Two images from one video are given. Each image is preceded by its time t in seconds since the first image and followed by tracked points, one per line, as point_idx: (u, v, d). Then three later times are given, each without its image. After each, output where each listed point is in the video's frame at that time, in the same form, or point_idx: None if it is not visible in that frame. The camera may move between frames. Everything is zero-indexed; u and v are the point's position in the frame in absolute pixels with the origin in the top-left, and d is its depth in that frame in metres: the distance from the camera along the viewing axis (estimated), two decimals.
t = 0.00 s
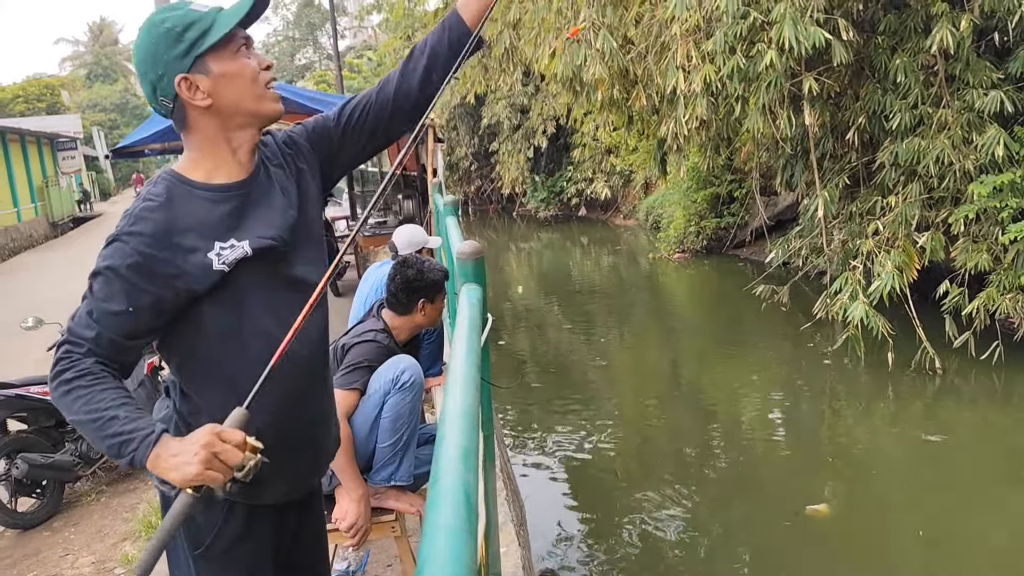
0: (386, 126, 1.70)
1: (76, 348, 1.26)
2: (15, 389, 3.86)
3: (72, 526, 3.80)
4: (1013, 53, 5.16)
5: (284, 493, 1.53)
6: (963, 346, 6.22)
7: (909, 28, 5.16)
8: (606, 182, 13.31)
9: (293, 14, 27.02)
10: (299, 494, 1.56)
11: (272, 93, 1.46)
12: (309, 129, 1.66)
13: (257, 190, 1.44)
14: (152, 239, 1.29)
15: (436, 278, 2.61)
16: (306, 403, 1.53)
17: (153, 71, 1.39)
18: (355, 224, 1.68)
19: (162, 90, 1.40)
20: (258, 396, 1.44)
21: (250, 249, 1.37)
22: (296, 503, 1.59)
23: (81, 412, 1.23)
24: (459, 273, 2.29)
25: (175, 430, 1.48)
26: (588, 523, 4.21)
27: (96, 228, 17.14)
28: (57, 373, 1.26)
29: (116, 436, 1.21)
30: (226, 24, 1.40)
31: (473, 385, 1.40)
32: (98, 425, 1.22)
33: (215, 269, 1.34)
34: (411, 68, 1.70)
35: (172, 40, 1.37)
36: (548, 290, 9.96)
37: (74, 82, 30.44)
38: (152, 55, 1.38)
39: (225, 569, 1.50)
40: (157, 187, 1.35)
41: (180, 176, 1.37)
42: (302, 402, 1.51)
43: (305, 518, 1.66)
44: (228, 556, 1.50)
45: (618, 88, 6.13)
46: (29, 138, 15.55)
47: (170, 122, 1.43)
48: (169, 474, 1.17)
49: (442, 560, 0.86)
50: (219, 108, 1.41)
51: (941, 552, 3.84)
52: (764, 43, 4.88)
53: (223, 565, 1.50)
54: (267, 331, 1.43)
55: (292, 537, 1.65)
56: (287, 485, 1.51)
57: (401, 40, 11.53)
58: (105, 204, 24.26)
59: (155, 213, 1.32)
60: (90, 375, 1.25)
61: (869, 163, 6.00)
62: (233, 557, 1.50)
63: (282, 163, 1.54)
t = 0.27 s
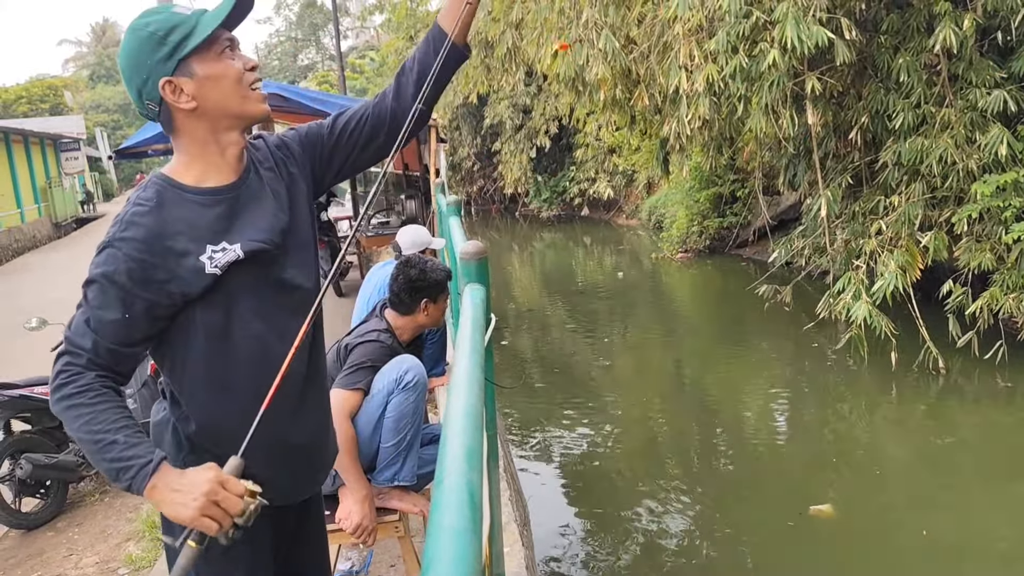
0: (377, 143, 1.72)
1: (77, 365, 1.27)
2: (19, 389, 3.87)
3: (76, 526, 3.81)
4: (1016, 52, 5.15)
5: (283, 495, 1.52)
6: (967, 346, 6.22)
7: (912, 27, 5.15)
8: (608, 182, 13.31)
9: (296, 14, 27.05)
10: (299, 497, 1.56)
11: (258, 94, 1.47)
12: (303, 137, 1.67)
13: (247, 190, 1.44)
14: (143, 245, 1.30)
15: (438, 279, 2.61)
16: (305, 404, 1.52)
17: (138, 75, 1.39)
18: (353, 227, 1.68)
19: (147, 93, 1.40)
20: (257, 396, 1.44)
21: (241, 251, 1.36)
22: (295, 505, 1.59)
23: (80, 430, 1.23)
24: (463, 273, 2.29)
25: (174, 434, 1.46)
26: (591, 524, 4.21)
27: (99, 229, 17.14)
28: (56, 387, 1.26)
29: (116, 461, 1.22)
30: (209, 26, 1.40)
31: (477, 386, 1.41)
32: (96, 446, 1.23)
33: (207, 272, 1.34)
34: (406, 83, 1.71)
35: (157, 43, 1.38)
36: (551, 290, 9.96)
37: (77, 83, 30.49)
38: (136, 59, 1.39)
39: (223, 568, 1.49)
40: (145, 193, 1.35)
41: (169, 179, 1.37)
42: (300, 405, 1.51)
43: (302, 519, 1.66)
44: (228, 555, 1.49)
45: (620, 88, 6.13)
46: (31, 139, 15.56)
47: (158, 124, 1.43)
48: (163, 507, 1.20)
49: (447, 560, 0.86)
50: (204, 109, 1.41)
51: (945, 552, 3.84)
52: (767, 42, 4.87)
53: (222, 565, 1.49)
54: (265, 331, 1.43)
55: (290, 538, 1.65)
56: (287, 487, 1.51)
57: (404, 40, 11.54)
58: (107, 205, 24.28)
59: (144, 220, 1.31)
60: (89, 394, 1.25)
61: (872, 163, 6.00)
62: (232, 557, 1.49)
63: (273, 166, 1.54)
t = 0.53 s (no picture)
0: (370, 163, 1.75)
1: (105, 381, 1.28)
2: (23, 389, 3.88)
3: (81, 525, 3.82)
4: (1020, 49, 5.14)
5: (283, 494, 1.52)
6: (970, 343, 6.21)
7: (915, 24, 5.13)
8: (611, 180, 13.31)
9: (298, 13, 27.07)
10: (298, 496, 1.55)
11: (253, 93, 1.47)
12: (300, 144, 1.68)
13: (245, 189, 1.44)
14: (154, 247, 1.30)
15: (442, 277, 2.61)
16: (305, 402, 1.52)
17: (133, 75, 1.39)
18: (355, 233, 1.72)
19: (142, 93, 1.40)
20: (259, 394, 1.43)
21: (244, 247, 1.36)
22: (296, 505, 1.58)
23: (115, 446, 1.26)
24: (467, 271, 2.29)
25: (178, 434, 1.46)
26: (595, 522, 4.21)
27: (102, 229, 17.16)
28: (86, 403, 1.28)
29: (149, 480, 1.24)
30: (203, 25, 1.40)
31: (481, 384, 1.40)
32: (129, 465, 1.25)
33: (211, 269, 1.34)
34: (401, 105, 1.74)
35: (151, 43, 1.38)
36: (554, 289, 9.96)
37: (80, 83, 30.52)
38: (131, 59, 1.39)
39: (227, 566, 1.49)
40: (146, 194, 1.35)
41: (166, 179, 1.37)
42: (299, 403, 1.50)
43: (301, 519, 1.65)
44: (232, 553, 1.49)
45: (623, 86, 6.13)
46: (34, 139, 15.58)
47: (153, 124, 1.43)
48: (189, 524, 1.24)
49: (452, 559, 0.86)
50: (199, 109, 1.41)
51: (949, 550, 3.84)
52: (770, 39, 4.86)
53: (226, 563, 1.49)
54: (266, 328, 1.42)
55: (294, 535, 1.64)
56: (290, 485, 1.51)
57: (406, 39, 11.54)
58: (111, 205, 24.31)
59: (148, 222, 1.31)
60: (121, 411, 1.27)
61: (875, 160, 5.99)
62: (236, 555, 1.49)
63: (270, 169, 1.55)
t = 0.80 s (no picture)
0: (369, 188, 1.77)
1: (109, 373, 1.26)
2: (29, 387, 3.89)
3: (86, 523, 3.82)
4: None
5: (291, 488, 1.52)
6: (975, 339, 6.20)
7: (919, 19, 5.11)
8: (615, 177, 13.31)
9: (301, 12, 27.10)
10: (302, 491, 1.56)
11: (258, 95, 1.47)
12: (301, 155, 1.69)
13: (248, 188, 1.44)
14: (162, 240, 1.30)
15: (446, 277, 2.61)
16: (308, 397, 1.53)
17: (140, 70, 1.39)
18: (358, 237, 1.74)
19: (148, 88, 1.39)
20: (264, 390, 1.44)
21: (251, 243, 1.36)
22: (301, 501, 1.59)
23: (124, 437, 1.25)
24: (470, 268, 2.29)
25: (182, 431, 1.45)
26: (599, 520, 4.21)
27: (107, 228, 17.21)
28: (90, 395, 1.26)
29: (162, 468, 1.24)
30: (212, 25, 1.40)
31: (486, 381, 1.40)
32: (141, 454, 1.24)
33: (219, 264, 1.34)
34: (404, 145, 1.76)
35: (159, 40, 1.37)
36: (558, 286, 9.96)
37: (83, 82, 30.58)
38: (138, 54, 1.38)
39: (233, 564, 1.49)
40: (153, 189, 1.34)
41: (170, 173, 1.37)
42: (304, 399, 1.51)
43: (304, 515, 1.65)
44: (238, 550, 1.49)
45: (626, 83, 6.13)
46: (38, 138, 15.62)
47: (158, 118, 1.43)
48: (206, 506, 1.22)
49: (459, 555, 0.85)
50: (204, 107, 1.41)
51: (954, 547, 3.83)
52: (773, 35, 4.84)
53: (232, 560, 1.49)
54: (274, 322, 1.43)
55: (299, 531, 1.64)
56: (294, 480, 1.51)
57: (408, 36, 11.54)
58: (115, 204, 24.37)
59: (154, 217, 1.30)
60: (128, 400, 1.26)
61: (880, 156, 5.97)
62: (243, 553, 1.49)
63: (271, 168, 1.56)
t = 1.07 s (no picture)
0: (373, 210, 1.75)
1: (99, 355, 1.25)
2: (33, 386, 3.90)
3: (91, 522, 3.83)
4: None
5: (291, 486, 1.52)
6: (979, 335, 6.18)
7: (923, 14, 5.10)
8: (618, 174, 13.31)
9: (303, 10, 27.09)
10: (303, 491, 1.56)
11: (272, 95, 1.47)
12: (317, 161, 1.70)
13: (254, 186, 1.44)
14: (164, 231, 1.30)
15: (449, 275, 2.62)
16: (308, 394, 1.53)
17: (156, 61, 1.39)
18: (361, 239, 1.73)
19: (162, 80, 1.40)
20: (265, 389, 1.44)
21: (253, 240, 1.36)
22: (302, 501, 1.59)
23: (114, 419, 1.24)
24: (474, 266, 2.29)
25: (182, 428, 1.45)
26: (603, 516, 4.21)
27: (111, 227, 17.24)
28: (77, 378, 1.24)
29: (153, 448, 1.24)
30: (232, 25, 1.39)
31: (489, 378, 1.40)
32: (131, 435, 1.24)
33: (219, 259, 1.34)
34: (417, 168, 1.74)
35: (177, 34, 1.37)
36: (561, 284, 9.96)
37: (86, 82, 30.63)
38: (155, 46, 1.38)
39: (234, 562, 1.49)
40: (156, 180, 1.35)
41: (178, 167, 1.37)
42: (303, 397, 1.52)
43: (305, 513, 1.65)
44: (239, 548, 1.49)
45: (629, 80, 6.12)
46: (42, 137, 15.65)
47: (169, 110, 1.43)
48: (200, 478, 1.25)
49: (463, 552, 0.85)
50: (217, 104, 1.41)
51: (959, 543, 3.82)
52: (776, 31, 4.82)
53: (232, 559, 1.49)
54: (275, 319, 1.43)
55: (300, 529, 1.64)
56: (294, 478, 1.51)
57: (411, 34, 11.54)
58: (118, 203, 24.42)
59: (155, 206, 1.31)
60: (117, 382, 1.25)
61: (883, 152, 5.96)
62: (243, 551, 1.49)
63: (279, 169, 1.56)
